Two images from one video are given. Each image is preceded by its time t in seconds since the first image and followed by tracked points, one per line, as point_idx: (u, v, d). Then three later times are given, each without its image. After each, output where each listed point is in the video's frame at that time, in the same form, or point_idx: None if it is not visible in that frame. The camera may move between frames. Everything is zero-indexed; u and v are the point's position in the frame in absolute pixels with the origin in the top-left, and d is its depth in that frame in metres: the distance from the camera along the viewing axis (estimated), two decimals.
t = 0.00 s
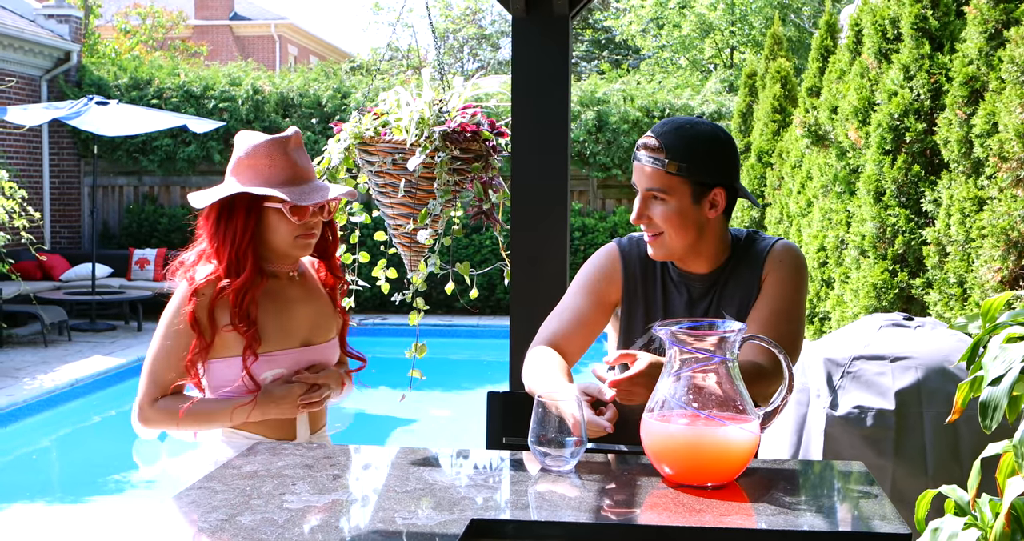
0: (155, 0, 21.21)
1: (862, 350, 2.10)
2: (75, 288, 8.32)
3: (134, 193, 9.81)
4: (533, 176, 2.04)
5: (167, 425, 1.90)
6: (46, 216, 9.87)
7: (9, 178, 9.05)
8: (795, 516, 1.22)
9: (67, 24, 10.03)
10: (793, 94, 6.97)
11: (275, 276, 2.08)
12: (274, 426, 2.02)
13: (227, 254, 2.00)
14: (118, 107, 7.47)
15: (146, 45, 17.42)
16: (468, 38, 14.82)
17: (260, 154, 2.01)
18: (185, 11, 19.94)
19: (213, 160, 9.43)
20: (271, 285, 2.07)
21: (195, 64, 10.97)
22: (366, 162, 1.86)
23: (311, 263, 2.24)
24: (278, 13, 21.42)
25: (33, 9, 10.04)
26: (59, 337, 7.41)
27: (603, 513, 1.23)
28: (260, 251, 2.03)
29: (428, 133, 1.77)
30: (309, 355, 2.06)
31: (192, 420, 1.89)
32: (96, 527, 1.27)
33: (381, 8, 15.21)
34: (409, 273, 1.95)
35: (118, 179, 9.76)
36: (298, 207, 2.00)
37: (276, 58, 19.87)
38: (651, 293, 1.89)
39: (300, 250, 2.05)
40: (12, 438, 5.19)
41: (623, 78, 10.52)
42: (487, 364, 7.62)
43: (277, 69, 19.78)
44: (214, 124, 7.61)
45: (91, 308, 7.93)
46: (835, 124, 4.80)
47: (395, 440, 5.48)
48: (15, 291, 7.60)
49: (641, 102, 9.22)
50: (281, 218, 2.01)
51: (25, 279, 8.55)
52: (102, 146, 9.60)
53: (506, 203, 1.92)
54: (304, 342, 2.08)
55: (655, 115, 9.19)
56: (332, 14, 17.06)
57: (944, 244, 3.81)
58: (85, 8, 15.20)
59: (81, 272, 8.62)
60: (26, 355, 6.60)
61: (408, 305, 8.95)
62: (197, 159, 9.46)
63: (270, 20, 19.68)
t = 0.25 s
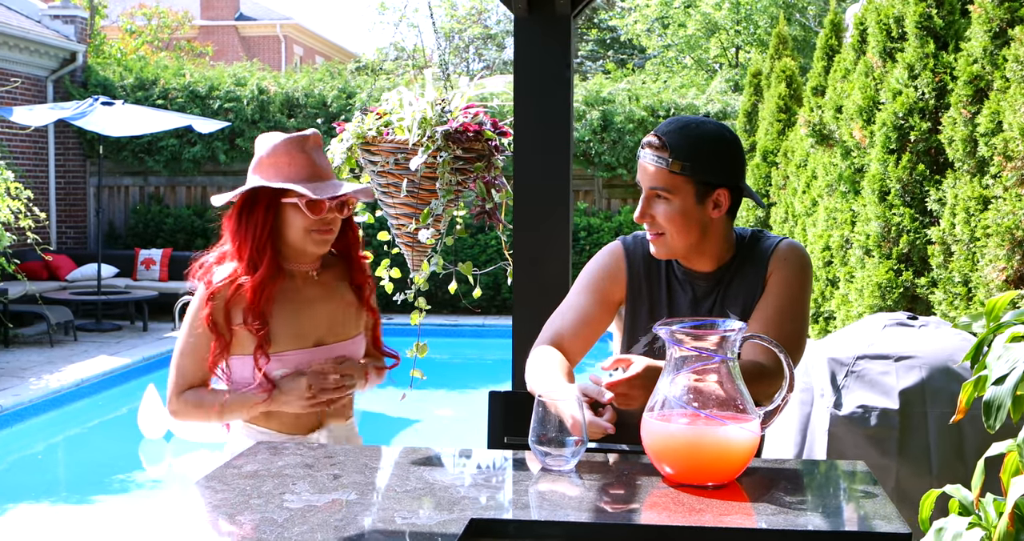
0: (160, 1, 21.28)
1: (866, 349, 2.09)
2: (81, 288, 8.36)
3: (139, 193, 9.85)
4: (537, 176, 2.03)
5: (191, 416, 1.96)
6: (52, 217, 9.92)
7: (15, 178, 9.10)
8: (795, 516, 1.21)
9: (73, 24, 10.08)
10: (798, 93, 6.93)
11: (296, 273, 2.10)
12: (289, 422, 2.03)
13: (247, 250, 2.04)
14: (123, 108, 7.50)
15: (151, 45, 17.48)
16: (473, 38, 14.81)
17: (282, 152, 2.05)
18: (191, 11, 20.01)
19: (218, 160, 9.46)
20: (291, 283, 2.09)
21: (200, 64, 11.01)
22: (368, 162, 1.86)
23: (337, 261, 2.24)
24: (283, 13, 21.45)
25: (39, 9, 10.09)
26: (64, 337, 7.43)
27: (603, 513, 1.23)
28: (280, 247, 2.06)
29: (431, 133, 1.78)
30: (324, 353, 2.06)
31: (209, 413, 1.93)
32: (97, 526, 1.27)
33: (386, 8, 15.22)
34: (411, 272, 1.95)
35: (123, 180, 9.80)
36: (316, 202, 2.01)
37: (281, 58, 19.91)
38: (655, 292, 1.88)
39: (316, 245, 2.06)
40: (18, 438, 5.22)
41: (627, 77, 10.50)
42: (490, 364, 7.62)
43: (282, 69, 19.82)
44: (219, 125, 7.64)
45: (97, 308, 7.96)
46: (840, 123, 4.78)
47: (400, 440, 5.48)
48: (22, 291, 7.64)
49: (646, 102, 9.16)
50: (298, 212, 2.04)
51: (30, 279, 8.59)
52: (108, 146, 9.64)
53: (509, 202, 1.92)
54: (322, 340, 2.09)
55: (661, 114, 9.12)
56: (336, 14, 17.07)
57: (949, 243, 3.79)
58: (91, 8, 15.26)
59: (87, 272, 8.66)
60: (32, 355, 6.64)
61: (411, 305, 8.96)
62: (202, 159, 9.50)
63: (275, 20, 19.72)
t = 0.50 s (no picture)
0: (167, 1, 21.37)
1: (869, 350, 2.08)
2: (87, 288, 8.40)
3: (145, 193, 9.90)
4: (539, 176, 2.03)
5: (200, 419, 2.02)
6: (58, 217, 9.97)
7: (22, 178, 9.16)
8: (793, 517, 1.21)
9: (79, 25, 10.15)
10: (803, 93, 6.90)
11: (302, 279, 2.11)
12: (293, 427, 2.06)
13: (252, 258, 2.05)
14: (130, 108, 7.55)
15: (158, 45, 17.57)
16: (480, 38, 14.81)
17: (296, 157, 2.06)
18: (197, 12, 20.10)
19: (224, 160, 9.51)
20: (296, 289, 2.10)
21: (207, 65, 11.06)
22: (370, 162, 1.86)
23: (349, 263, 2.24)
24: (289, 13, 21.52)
25: (45, 10, 10.17)
26: (70, 337, 7.47)
27: (600, 514, 1.22)
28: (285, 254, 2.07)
29: (432, 133, 1.78)
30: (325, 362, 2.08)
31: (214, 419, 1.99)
32: (98, 526, 1.28)
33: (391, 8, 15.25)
34: (413, 273, 1.96)
35: (129, 180, 9.86)
36: (325, 209, 2.02)
37: (288, 58, 19.98)
38: (656, 290, 1.88)
39: (320, 254, 2.06)
40: (24, 438, 5.25)
41: (631, 78, 10.48)
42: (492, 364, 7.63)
43: (289, 69, 19.90)
44: (225, 125, 7.67)
45: (102, 308, 8.01)
46: (845, 123, 4.75)
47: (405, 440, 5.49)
48: (28, 291, 7.69)
49: (652, 102, 9.14)
50: (306, 218, 2.05)
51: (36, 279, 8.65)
52: (114, 146, 9.70)
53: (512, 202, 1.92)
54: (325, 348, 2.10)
55: (667, 114, 9.09)
56: (343, 14, 17.10)
57: (953, 243, 3.77)
58: (98, 9, 15.36)
59: (92, 272, 8.71)
60: (38, 355, 6.68)
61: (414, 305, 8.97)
62: (208, 160, 9.56)
63: (282, 20, 19.79)
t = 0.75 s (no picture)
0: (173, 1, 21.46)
1: (870, 351, 2.06)
2: (91, 288, 8.45)
3: (150, 193, 9.95)
4: (540, 176, 2.03)
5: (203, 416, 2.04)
6: (62, 217, 10.03)
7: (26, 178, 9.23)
8: (787, 518, 1.20)
9: (83, 26, 10.22)
10: (807, 94, 6.86)
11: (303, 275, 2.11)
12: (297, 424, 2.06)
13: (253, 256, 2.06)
14: (134, 109, 7.59)
15: (163, 45, 17.66)
16: (484, 38, 14.81)
17: (286, 159, 2.06)
18: (202, 12, 20.18)
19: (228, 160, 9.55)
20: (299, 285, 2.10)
21: (212, 65, 11.11)
22: (370, 162, 1.87)
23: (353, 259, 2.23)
24: (294, 12, 21.58)
25: (51, 10, 10.24)
26: (74, 337, 7.51)
27: (594, 515, 1.22)
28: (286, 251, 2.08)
29: (432, 133, 1.78)
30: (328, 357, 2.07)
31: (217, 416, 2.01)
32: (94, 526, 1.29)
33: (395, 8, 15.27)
34: (413, 273, 1.96)
35: (134, 180, 9.91)
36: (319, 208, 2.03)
37: (293, 58, 20.05)
38: (654, 289, 1.87)
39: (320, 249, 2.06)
40: (27, 437, 5.28)
41: (633, 78, 10.45)
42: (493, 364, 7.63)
43: (293, 69, 19.97)
44: (229, 125, 7.70)
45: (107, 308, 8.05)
46: (848, 123, 4.73)
47: (408, 440, 5.50)
48: (32, 291, 7.75)
49: (656, 102, 9.12)
50: (302, 217, 2.06)
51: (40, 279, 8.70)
52: (118, 146, 9.76)
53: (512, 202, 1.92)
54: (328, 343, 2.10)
55: (671, 115, 9.06)
56: (347, 14, 17.14)
57: (956, 244, 3.75)
58: (103, 9, 15.45)
59: (97, 272, 8.77)
60: (41, 355, 6.72)
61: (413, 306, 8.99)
62: (212, 160, 9.60)
63: (287, 21, 19.86)
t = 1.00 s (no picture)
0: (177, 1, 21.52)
1: (872, 350, 2.05)
2: (94, 288, 8.49)
3: (153, 193, 9.98)
4: (541, 175, 2.03)
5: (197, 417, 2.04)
6: (66, 217, 10.07)
7: (30, 178, 9.26)
8: (785, 518, 1.20)
9: (87, 25, 10.27)
10: (810, 93, 6.84)
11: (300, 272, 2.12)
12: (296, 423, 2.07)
13: (250, 253, 2.07)
14: (137, 109, 7.61)
15: (167, 45, 17.71)
16: (488, 38, 14.80)
17: (277, 151, 2.07)
18: (205, 12, 20.23)
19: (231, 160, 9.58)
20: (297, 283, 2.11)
21: (216, 65, 11.14)
22: (370, 162, 1.87)
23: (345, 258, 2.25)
24: (298, 12, 21.62)
25: (55, 10, 10.29)
26: (78, 337, 7.55)
27: (593, 514, 1.22)
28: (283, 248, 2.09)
29: (432, 132, 1.78)
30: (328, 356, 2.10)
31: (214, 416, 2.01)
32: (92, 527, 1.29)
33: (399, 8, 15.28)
34: (413, 273, 1.96)
35: (138, 179, 9.94)
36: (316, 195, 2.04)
37: (296, 57, 20.09)
38: (656, 287, 1.86)
39: (320, 240, 2.07)
40: (29, 437, 5.30)
41: (636, 78, 10.43)
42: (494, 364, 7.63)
43: (297, 68, 20.01)
44: (232, 125, 7.72)
45: (110, 308, 8.08)
46: (851, 123, 4.72)
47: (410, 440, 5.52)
48: (36, 290, 7.78)
49: (659, 101, 9.09)
50: (299, 206, 2.06)
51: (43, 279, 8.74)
52: (122, 146, 9.80)
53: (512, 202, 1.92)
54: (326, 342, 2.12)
55: (675, 114, 9.03)
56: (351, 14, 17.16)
57: (958, 243, 3.74)
58: (107, 9, 15.50)
59: (100, 272, 8.80)
60: (45, 355, 6.75)
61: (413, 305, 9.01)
62: (216, 160, 9.63)
63: (290, 20, 19.90)
